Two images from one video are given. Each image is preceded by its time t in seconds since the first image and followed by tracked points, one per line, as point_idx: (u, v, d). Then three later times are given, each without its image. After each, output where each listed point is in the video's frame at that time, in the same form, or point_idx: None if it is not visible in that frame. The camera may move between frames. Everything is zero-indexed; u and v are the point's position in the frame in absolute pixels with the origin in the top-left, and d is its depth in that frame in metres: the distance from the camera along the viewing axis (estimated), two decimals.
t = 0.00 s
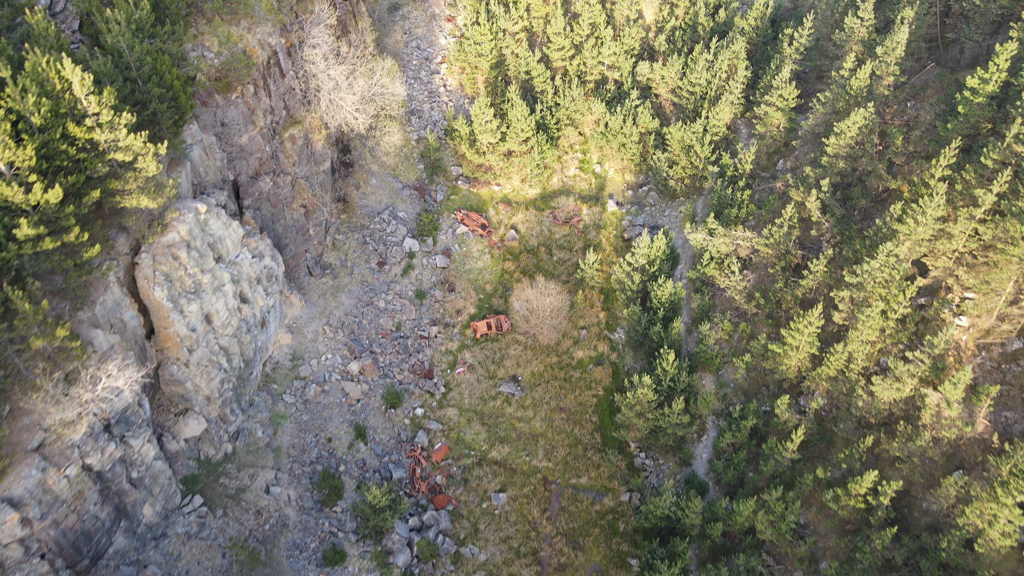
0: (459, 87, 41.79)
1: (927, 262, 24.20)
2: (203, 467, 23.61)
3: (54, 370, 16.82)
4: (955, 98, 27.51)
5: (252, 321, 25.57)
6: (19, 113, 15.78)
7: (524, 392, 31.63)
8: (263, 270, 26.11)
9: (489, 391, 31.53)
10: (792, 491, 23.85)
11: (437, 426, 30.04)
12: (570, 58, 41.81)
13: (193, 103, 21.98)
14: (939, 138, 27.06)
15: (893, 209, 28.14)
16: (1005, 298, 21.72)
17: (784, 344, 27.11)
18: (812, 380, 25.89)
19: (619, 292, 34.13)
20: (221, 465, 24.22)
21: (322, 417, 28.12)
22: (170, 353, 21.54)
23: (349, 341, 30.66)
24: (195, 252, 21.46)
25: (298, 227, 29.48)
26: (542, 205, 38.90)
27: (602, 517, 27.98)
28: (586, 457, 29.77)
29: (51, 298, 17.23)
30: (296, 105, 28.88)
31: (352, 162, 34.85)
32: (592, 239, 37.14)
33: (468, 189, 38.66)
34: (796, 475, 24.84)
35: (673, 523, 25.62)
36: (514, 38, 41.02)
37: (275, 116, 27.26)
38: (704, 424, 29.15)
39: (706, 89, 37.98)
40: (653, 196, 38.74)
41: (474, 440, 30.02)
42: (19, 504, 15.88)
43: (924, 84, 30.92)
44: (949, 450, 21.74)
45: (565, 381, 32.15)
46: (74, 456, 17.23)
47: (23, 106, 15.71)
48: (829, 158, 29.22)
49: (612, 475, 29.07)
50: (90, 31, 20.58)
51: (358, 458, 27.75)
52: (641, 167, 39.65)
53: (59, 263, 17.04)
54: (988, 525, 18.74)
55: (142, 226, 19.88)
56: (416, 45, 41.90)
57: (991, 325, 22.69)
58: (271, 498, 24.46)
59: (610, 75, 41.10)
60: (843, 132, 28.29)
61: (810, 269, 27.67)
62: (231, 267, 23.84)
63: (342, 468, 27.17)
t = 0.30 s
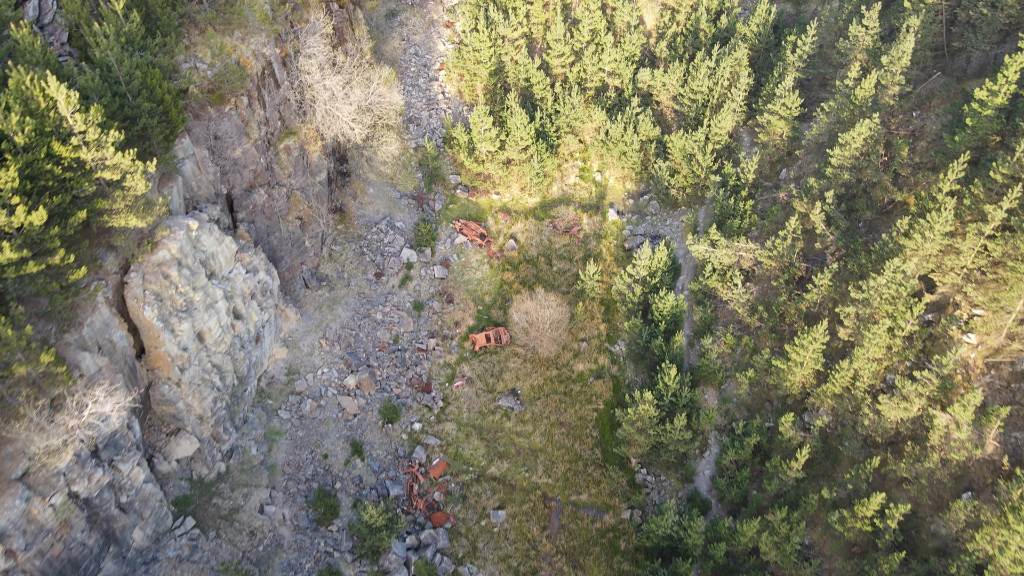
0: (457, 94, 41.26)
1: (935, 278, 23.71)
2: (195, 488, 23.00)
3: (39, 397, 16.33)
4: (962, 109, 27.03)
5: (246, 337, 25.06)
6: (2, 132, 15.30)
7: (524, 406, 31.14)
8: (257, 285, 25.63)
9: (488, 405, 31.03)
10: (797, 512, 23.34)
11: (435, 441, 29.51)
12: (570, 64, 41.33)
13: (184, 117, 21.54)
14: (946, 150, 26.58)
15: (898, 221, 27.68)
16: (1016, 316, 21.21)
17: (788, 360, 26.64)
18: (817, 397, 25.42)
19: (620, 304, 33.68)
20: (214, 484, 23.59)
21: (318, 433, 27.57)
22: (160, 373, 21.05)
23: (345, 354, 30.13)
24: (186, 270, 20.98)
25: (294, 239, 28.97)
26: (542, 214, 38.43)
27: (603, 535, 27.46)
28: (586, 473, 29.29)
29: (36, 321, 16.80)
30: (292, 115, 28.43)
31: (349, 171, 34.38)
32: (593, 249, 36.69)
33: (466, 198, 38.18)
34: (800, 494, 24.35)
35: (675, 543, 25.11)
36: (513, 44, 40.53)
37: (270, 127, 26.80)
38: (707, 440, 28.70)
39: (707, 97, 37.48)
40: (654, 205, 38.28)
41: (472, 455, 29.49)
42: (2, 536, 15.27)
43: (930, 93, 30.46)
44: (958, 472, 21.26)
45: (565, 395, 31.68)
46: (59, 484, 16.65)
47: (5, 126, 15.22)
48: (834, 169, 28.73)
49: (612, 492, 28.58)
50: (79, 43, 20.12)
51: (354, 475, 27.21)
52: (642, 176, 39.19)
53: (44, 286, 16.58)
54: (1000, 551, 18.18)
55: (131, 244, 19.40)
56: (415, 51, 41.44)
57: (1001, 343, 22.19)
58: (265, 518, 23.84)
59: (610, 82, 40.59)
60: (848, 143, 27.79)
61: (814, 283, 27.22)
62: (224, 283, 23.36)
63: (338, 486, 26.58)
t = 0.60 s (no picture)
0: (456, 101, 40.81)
1: (943, 294, 23.22)
2: (187, 508, 22.42)
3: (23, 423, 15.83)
4: (969, 120, 26.55)
5: (240, 353, 24.58)
6: None
7: (523, 420, 30.65)
8: (251, 299, 25.18)
9: (487, 419, 30.51)
10: (802, 533, 22.81)
11: (433, 456, 28.92)
12: (570, 71, 40.87)
13: (176, 131, 21.11)
14: (953, 161, 26.10)
15: (904, 234, 27.20)
16: None
17: (792, 375, 26.16)
18: (822, 414, 24.94)
19: (621, 315, 33.21)
20: (207, 504, 23.04)
21: (314, 449, 27.02)
22: (151, 393, 20.58)
23: (342, 368, 29.60)
24: (177, 288, 20.54)
25: (289, 251, 28.48)
26: (542, 223, 37.94)
27: (603, 553, 26.94)
28: (587, 489, 28.78)
29: (21, 345, 16.26)
30: (287, 125, 27.97)
31: (346, 181, 33.91)
32: (593, 259, 36.23)
33: (465, 207, 37.71)
34: (805, 513, 23.84)
35: (677, 563, 24.58)
36: (513, 51, 40.06)
37: (264, 138, 26.33)
38: (709, 456, 28.22)
39: (709, 104, 37.00)
40: (655, 214, 37.79)
41: (471, 471, 28.92)
42: None
43: (936, 102, 29.98)
44: (966, 493, 20.78)
45: (566, 409, 31.19)
46: (44, 513, 16.18)
47: None
48: (838, 180, 28.22)
49: (613, 509, 28.06)
50: (68, 56, 19.65)
51: (350, 491, 26.65)
52: (643, 184, 38.72)
53: (29, 309, 16.12)
54: None
55: (120, 264, 18.97)
56: (413, 57, 40.99)
57: (1011, 362, 21.70)
58: (258, 538, 23.31)
59: (611, 89, 40.10)
60: (852, 154, 27.29)
61: (818, 297, 26.75)
62: (217, 299, 22.92)
63: (334, 503, 26.06)
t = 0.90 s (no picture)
0: (455, 107, 40.28)
1: (951, 311, 22.76)
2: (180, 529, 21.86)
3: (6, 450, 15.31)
4: (977, 130, 26.06)
5: (234, 369, 24.10)
6: None
7: (522, 434, 30.18)
8: (245, 314, 24.73)
9: (486, 433, 30.00)
10: (808, 554, 22.30)
11: (431, 471, 28.40)
12: (571, 77, 40.40)
13: (167, 145, 20.67)
14: (961, 173, 25.63)
15: (911, 247, 26.75)
16: None
17: (796, 391, 25.70)
18: (827, 431, 24.47)
19: (622, 327, 32.77)
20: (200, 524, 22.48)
21: (310, 465, 26.51)
22: (142, 413, 20.10)
23: (339, 381, 29.08)
24: (168, 306, 20.10)
25: (285, 263, 28.01)
26: (542, 232, 37.48)
27: (604, 571, 26.45)
28: (587, 505, 28.29)
29: (5, 369, 15.79)
30: (283, 136, 27.51)
31: (343, 190, 33.47)
32: (594, 269, 35.80)
33: (464, 216, 37.25)
34: (810, 533, 23.35)
35: None
36: (512, 57, 39.59)
37: (259, 149, 25.88)
38: (712, 472, 27.78)
39: (712, 112, 36.53)
40: (657, 223, 37.38)
41: (470, 486, 28.40)
42: None
43: (942, 112, 29.52)
44: (975, 515, 20.33)
45: (566, 423, 30.73)
46: (30, 543, 15.56)
47: None
48: (844, 192, 27.64)
49: (614, 526, 27.56)
50: (57, 69, 19.14)
51: (347, 508, 26.16)
52: (644, 192, 38.30)
53: (13, 333, 15.65)
54: None
55: (109, 283, 18.54)
56: (411, 64, 40.51)
57: (1020, 381, 21.26)
58: (253, 559, 22.78)
59: (612, 96, 39.61)
60: (858, 165, 26.78)
61: (823, 312, 26.30)
62: (210, 315, 22.48)
63: (330, 521, 25.57)
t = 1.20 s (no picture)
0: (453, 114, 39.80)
1: (959, 327, 22.30)
2: (172, 550, 21.33)
3: None
4: (985, 142, 25.58)
5: (227, 386, 23.62)
6: None
7: (522, 448, 29.67)
8: (239, 329, 24.30)
9: (485, 447, 29.51)
10: None
11: (429, 487, 27.81)
12: (571, 84, 39.92)
13: (159, 159, 20.25)
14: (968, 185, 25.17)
15: (917, 260, 26.28)
16: None
17: (801, 407, 25.24)
18: (833, 449, 23.96)
19: (623, 339, 32.33)
20: (192, 545, 21.95)
21: (306, 481, 25.95)
22: (132, 434, 19.61)
23: (335, 395, 28.50)
24: (159, 325, 19.68)
25: (280, 275, 27.54)
26: (542, 241, 37.03)
27: None
28: (588, 522, 27.79)
29: None
30: (278, 146, 27.03)
31: (340, 200, 33.03)
32: (595, 278, 35.35)
33: (463, 225, 36.78)
34: (815, 553, 22.85)
35: None
36: (512, 64, 39.11)
37: (254, 160, 25.42)
38: (715, 488, 27.37)
39: (714, 119, 36.06)
40: (658, 232, 36.95)
41: (468, 502, 27.80)
42: None
43: (948, 121, 29.07)
44: (985, 538, 19.87)
45: (566, 436, 30.28)
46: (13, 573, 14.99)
47: None
48: (848, 203, 27.16)
49: (615, 543, 27.08)
50: (45, 81, 18.62)
51: (343, 525, 25.59)
52: (645, 201, 37.87)
53: None
54: None
55: (97, 303, 18.12)
56: (409, 70, 40.02)
57: None
58: None
59: (613, 103, 39.12)
60: (863, 176, 26.29)
61: (827, 326, 25.85)
62: (202, 332, 22.04)
63: (326, 538, 24.99)
